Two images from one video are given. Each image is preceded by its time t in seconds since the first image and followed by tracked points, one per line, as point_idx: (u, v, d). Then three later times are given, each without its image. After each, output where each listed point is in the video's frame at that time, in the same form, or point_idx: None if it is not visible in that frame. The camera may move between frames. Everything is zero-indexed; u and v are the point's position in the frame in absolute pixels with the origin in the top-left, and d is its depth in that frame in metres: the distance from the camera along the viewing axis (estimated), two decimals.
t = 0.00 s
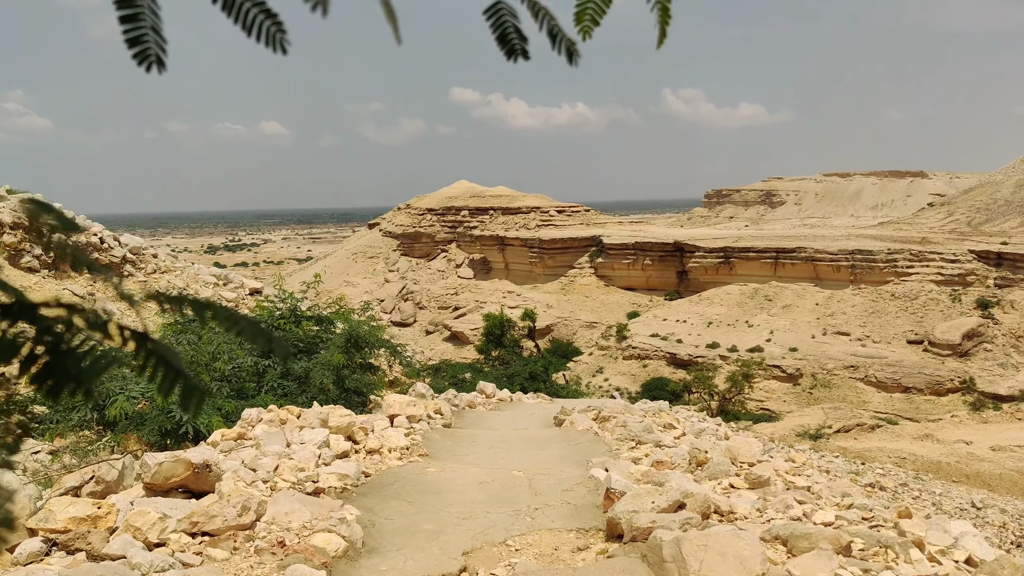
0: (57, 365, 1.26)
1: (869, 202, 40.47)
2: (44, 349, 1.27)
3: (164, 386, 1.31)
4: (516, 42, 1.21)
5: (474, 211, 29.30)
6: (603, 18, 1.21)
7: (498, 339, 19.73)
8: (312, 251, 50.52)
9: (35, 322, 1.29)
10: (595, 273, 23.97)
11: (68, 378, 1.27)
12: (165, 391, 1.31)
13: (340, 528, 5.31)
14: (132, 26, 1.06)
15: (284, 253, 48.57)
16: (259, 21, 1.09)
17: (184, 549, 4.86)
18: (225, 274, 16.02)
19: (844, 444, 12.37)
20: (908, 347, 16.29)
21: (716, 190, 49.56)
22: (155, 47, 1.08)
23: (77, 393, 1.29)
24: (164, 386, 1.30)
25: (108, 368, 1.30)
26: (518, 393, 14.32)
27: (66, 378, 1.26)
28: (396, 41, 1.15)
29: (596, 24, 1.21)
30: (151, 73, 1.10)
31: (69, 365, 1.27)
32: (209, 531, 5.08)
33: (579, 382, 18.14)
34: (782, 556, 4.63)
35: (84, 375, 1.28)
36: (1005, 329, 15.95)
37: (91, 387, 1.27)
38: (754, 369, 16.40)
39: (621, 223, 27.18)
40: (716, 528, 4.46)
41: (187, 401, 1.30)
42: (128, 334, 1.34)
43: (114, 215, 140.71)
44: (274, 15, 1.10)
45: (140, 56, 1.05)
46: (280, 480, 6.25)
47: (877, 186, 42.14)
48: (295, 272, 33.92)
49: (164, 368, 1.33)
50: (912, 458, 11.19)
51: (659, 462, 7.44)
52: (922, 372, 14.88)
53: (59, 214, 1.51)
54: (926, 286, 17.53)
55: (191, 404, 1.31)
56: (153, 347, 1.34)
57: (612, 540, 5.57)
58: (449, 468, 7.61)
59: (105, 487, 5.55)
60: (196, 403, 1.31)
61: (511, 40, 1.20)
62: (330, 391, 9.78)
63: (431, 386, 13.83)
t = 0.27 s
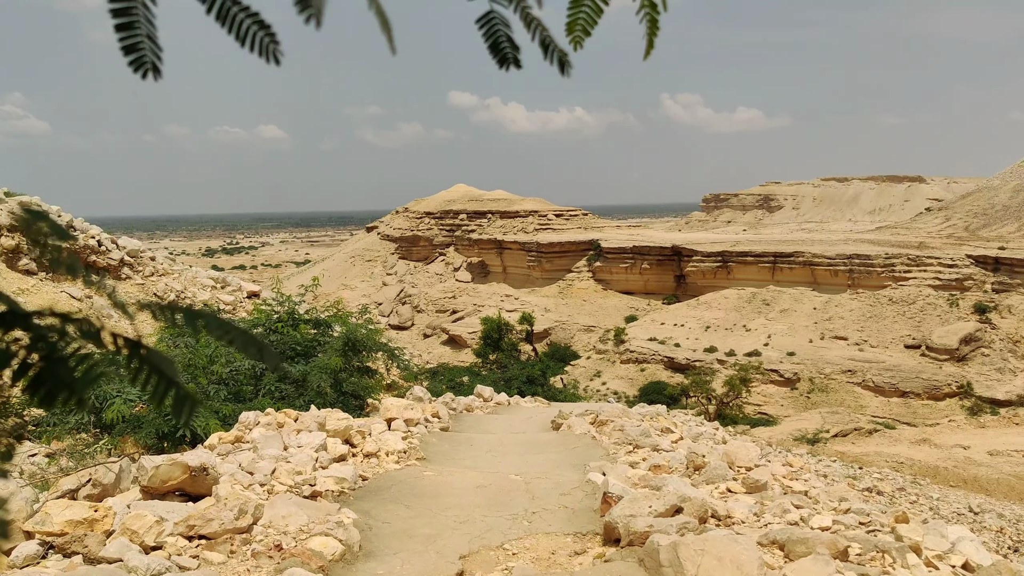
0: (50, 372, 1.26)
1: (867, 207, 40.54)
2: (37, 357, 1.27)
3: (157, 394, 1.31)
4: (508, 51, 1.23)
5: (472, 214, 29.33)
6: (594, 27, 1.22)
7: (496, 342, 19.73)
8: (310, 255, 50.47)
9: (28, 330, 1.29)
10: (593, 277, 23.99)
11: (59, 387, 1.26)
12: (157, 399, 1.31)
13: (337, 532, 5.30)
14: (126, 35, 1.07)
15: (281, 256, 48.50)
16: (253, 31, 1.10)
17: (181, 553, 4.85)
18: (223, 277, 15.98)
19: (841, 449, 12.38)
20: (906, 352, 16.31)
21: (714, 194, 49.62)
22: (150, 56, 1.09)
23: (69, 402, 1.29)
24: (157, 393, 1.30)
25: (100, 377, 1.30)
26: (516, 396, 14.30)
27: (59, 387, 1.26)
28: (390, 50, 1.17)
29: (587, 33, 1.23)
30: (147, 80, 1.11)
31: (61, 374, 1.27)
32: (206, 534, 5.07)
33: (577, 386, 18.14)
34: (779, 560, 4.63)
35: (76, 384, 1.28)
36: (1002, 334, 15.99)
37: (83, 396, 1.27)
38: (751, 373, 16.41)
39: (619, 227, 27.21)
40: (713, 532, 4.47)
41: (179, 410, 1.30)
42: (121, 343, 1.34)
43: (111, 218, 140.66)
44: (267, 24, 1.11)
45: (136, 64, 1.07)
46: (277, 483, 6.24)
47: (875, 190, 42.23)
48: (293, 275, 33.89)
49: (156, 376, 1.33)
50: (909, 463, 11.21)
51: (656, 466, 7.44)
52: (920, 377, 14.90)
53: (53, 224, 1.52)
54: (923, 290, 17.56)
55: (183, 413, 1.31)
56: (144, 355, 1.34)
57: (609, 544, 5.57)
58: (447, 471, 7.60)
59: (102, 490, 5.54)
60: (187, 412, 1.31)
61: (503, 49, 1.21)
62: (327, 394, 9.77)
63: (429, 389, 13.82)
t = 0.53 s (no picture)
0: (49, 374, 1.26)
1: (868, 210, 40.54)
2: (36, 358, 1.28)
3: (155, 395, 1.32)
4: (505, 58, 1.24)
5: (473, 216, 29.34)
6: (591, 32, 1.23)
7: (497, 344, 19.73)
8: (311, 256, 50.41)
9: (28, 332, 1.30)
10: (593, 279, 23.99)
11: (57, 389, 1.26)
12: (155, 400, 1.31)
13: (336, 534, 5.30)
14: (126, 38, 1.08)
15: (282, 257, 48.53)
16: (253, 36, 1.11)
17: (180, 554, 4.86)
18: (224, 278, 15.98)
19: (842, 452, 12.38)
20: (907, 355, 16.31)
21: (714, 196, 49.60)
22: (149, 61, 1.11)
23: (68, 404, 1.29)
24: (155, 395, 1.31)
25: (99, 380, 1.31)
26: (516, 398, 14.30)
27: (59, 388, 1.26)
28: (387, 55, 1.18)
29: (583, 39, 1.24)
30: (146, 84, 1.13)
31: (60, 376, 1.27)
32: (206, 535, 5.07)
33: (578, 388, 18.13)
34: (779, 564, 4.63)
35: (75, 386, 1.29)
36: (1003, 337, 15.98)
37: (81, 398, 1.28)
38: (752, 376, 16.40)
39: (620, 229, 27.21)
40: (713, 535, 4.46)
41: (177, 412, 1.31)
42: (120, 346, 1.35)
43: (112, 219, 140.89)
44: (266, 29, 1.12)
45: (137, 67, 1.08)
46: (277, 484, 6.24)
47: (876, 194, 42.23)
48: (293, 276, 33.89)
49: (154, 378, 1.33)
50: (909, 466, 11.20)
51: (656, 469, 7.45)
52: (920, 380, 14.90)
53: (53, 225, 1.52)
54: (924, 294, 17.54)
55: (180, 414, 1.32)
56: (142, 357, 1.35)
57: (609, 547, 5.57)
58: (447, 473, 7.61)
59: (102, 490, 5.55)
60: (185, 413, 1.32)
61: (500, 56, 1.23)
62: (327, 395, 9.77)
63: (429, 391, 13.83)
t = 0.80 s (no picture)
0: (49, 378, 1.27)
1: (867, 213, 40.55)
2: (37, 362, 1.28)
3: (156, 399, 1.33)
4: (506, 62, 1.25)
5: (473, 219, 29.36)
6: (591, 35, 1.24)
7: (496, 346, 19.73)
8: (311, 259, 50.45)
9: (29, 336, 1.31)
10: (593, 281, 23.98)
11: (58, 394, 1.27)
12: (156, 403, 1.33)
13: (335, 537, 5.30)
14: (129, 44, 1.08)
15: (280, 259, 48.51)
16: (254, 40, 1.12)
17: (179, 557, 4.85)
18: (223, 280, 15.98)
19: (841, 454, 12.39)
20: (906, 358, 16.31)
21: (714, 199, 49.61)
22: (152, 65, 1.11)
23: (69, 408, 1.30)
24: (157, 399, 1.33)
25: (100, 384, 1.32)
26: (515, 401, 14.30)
27: (60, 393, 1.27)
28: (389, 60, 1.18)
29: (585, 42, 1.25)
30: (149, 86, 1.13)
31: (60, 380, 1.28)
32: (205, 538, 5.06)
33: (577, 390, 18.12)
34: (778, 567, 4.63)
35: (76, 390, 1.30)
36: (1002, 340, 15.98)
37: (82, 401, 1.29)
38: (751, 378, 16.40)
39: (619, 232, 27.22)
40: (711, 539, 4.46)
41: (179, 415, 1.32)
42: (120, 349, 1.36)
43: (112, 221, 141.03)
44: (268, 33, 1.13)
45: (139, 72, 1.09)
46: (276, 487, 6.23)
47: (876, 196, 42.26)
48: (293, 278, 33.90)
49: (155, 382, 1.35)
50: (909, 469, 11.20)
51: (655, 471, 7.44)
52: (920, 383, 14.90)
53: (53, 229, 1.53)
54: (923, 296, 17.54)
55: (180, 418, 1.34)
56: (142, 361, 1.36)
57: (608, 550, 5.56)
58: (446, 476, 7.60)
59: (100, 493, 5.55)
60: (185, 416, 1.33)
61: (501, 59, 1.23)
62: (327, 398, 9.77)
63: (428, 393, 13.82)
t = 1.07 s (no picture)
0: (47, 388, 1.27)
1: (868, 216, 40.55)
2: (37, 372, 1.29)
3: (154, 407, 1.33)
4: (505, 70, 1.25)
5: (473, 222, 29.39)
6: (591, 43, 1.24)
7: (496, 350, 19.72)
8: (311, 262, 50.51)
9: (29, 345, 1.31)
10: (593, 285, 23.98)
11: (58, 402, 1.28)
12: (155, 411, 1.33)
13: (336, 541, 5.28)
14: (129, 51, 1.08)
15: (280, 262, 48.52)
16: (254, 47, 1.12)
17: (179, 561, 4.85)
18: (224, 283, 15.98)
19: (842, 458, 12.37)
20: (907, 362, 16.30)
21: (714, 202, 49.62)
22: (152, 71, 1.12)
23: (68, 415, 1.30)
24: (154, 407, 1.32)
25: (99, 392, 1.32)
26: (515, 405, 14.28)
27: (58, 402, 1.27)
28: (385, 72, 1.19)
29: (585, 49, 1.25)
30: (150, 94, 1.14)
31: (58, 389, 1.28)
32: (205, 542, 5.05)
33: (578, 394, 18.11)
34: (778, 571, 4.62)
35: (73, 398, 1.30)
36: (1003, 344, 15.98)
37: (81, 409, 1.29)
38: (752, 382, 16.39)
39: (620, 236, 27.23)
40: (712, 543, 4.46)
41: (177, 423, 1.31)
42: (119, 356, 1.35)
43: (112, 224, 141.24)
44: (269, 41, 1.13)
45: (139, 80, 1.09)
46: (276, 491, 6.22)
47: (876, 200, 42.28)
48: (294, 282, 33.91)
49: (154, 391, 1.34)
50: (910, 473, 11.18)
51: (656, 476, 7.44)
52: (921, 387, 14.89)
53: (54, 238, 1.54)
54: (924, 300, 17.54)
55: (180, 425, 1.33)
56: (141, 369, 1.35)
57: (609, 554, 5.56)
58: (446, 480, 7.59)
59: (101, 497, 5.54)
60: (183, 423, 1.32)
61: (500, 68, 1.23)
62: (327, 402, 9.76)
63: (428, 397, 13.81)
